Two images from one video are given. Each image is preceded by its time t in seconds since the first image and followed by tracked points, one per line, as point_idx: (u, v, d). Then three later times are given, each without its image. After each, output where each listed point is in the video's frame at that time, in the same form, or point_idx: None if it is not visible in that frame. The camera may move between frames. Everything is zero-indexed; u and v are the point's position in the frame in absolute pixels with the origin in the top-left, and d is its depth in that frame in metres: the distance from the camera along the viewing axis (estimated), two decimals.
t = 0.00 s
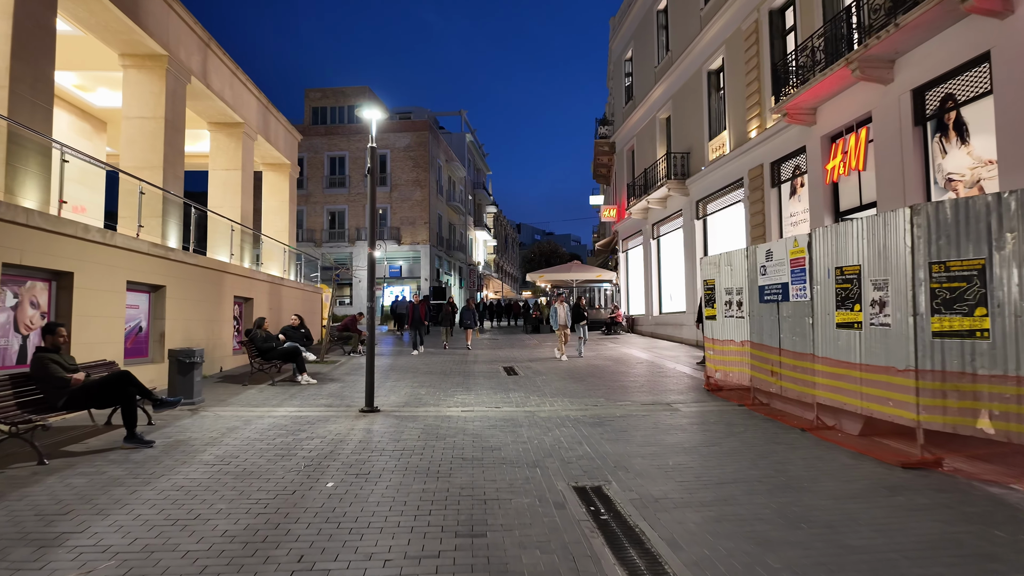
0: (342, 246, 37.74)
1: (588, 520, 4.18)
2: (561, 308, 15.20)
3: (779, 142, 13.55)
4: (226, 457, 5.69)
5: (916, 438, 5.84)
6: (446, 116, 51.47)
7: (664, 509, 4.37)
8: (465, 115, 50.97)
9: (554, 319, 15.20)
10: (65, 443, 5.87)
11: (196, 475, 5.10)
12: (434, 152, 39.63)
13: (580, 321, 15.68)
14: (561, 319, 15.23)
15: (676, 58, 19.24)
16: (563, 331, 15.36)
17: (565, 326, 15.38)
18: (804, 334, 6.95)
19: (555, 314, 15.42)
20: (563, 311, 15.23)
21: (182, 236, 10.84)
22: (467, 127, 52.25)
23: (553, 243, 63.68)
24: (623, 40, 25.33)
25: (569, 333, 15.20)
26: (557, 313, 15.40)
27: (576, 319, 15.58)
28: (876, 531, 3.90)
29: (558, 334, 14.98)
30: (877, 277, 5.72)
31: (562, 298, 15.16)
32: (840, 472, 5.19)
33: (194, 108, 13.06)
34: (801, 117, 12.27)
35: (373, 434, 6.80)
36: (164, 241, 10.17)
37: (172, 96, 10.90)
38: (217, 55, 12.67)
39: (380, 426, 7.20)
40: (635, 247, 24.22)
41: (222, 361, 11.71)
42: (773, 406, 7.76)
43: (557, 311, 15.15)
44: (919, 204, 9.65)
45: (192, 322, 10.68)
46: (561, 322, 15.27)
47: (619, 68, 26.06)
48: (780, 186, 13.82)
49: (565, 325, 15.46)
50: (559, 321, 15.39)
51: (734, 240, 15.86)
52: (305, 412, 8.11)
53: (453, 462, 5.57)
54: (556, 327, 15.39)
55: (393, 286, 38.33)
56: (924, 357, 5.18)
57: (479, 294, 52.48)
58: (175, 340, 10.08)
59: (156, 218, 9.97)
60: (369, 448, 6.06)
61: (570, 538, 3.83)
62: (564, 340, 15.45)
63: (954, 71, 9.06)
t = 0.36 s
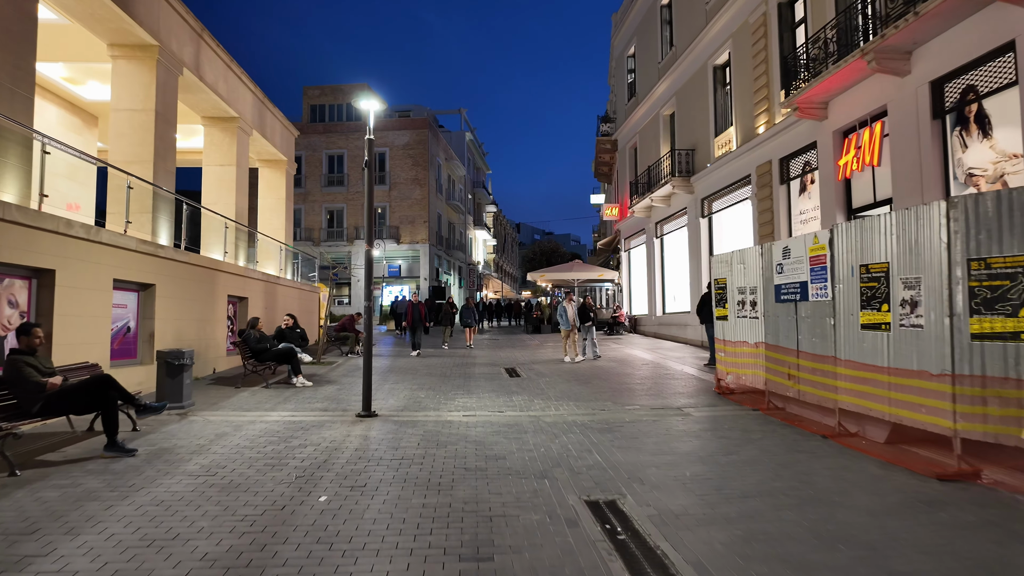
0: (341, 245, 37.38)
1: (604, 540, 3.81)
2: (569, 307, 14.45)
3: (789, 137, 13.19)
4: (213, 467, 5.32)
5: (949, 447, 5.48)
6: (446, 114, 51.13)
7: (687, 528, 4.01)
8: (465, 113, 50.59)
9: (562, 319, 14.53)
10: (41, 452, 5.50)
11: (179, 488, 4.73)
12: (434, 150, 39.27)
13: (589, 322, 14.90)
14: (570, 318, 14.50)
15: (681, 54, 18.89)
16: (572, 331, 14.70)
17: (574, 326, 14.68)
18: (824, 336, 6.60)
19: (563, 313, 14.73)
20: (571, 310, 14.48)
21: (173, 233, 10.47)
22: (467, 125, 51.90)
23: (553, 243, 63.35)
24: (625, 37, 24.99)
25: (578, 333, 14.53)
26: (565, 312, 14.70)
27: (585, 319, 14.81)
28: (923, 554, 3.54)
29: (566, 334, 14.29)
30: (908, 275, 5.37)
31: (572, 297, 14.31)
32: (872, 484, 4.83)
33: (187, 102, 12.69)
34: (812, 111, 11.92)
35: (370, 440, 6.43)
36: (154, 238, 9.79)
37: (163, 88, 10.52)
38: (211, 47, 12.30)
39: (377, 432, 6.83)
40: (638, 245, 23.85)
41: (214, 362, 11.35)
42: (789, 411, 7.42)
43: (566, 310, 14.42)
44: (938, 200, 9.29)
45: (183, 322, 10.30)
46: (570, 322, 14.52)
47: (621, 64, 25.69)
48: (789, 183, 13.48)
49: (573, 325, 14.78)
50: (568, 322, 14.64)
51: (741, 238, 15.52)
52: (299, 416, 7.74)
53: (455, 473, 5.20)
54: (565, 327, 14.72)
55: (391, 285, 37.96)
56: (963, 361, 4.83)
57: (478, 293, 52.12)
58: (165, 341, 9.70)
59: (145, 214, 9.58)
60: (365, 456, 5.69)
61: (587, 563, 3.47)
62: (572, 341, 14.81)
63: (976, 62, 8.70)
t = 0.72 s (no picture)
0: (339, 245, 37.05)
1: (618, 564, 3.48)
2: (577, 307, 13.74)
3: (796, 133, 12.88)
4: (195, 479, 4.98)
5: (979, 456, 5.16)
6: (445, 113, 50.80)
7: (707, 549, 3.69)
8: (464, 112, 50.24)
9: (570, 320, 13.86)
10: (13, 463, 5.16)
11: (157, 503, 4.39)
12: (433, 150, 38.94)
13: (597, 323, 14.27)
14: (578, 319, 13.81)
15: (684, 50, 18.57)
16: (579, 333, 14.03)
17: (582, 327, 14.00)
18: (842, 338, 6.29)
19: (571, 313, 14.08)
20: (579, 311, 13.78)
21: (162, 231, 10.13)
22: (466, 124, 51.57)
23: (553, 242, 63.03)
24: (627, 34, 24.67)
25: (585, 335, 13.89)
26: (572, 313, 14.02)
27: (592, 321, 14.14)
28: None
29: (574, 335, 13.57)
30: (937, 275, 5.05)
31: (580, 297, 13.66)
32: (900, 499, 4.51)
33: (179, 97, 12.35)
34: (821, 107, 11.60)
35: (365, 449, 6.11)
36: (142, 237, 9.46)
37: (152, 82, 10.18)
38: (203, 40, 11.95)
39: (373, 440, 6.49)
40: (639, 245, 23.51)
41: (206, 364, 11.01)
42: (804, 417, 7.11)
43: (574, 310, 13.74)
44: (954, 198, 8.98)
45: (173, 324, 9.96)
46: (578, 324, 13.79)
47: (622, 61, 25.36)
48: (796, 180, 13.17)
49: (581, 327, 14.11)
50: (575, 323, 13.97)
51: (746, 238, 15.23)
52: (291, 422, 7.40)
53: (454, 486, 4.87)
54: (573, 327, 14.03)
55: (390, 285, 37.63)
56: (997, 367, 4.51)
57: (477, 293, 51.80)
58: (154, 343, 9.36)
59: (133, 212, 9.24)
60: (358, 468, 5.36)
61: None
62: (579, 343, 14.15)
63: (994, 53, 8.37)
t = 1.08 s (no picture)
0: (336, 243, 36.68)
1: None
2: (585, 307, 13.02)
3: (804, 127, 12.50)
4: (170, 492, 4.59)
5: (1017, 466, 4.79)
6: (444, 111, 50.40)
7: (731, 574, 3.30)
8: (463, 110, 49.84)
9: (576, 321, 13.13)
10: None
11: (124, 520, 4.01)
12: (432, 148, 38.59)
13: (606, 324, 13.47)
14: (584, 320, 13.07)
15: (687, 43, 18.19)
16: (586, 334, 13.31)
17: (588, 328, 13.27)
18: (864, 338, 5.92)
19: (577, 314, 13.35)
20: (586, 311, 13.06)
21: (148, 227, 9.73)
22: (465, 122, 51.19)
23: (552, 240, 62.72)
24: (628, 28, 24.29)
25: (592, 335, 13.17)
26: (579, 313, 13.30)
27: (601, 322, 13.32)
28: None
29: (580, 335, 12.86)
30: (972, 270, 4.68)
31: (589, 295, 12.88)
32: (937, 513, 4.13)
33: (167, 88, 11.95)
34: (831, 98, 11.21)
35: (355, 456, 5.72)
36: (127, 233, 9.08)
37: (137, 72, 9.78)
38: (191, 29, 11.55)
39: (365, 446, 6.09)
40: (641, 242, 23.13)
41: (194, 365, 10.62)
42: (822, 422, 6.73)
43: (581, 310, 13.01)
44: (973, 191, 8.59)
45: (160, 323, 9.57)
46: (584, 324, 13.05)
47: (623, 56, 24.95)
48: (804, 175, 12.79)
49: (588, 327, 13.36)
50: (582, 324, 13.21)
51: (753, 235, 14.87)
52: (279, 427, 7.01)
53: (451, 499, 4.48)
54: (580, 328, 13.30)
55: (388, 284, 37.27)
56: None
57: (476, 292, 51.47)
58: (138, 344, 8.96)
59: (116, 206, 8.83)
60: (347, 478, 4.96)
61: None
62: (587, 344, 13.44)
63: (1017, 39, 7.96)
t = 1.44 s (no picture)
0: (335, 243, 36.33)
1: None
2: (595, 306, 12.34)
3: (815, 122, 12.16)
4: (148, 507, 4.24)
5: None
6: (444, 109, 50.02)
7: None
8: (463, 109, 49.48)
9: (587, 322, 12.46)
10: None
11: (95, 541, 3.66)
12: (432, 146, 38.25)
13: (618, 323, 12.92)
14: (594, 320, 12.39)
15: (691, 39, 17.85)
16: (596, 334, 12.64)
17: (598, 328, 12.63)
18: (891, 340, 5.59)
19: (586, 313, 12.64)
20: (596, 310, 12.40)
21: (138, 224, 9.39)
22: (465, 121, 50.84)
23: (552, 240, 62.38)
24: (631, 25, 23.94)
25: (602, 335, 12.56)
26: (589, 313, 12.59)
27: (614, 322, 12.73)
28: None
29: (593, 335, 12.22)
30: (1015, 268, 4.34)
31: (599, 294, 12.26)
32: (982, 532, 3.80)
33: (159, 81, 11.60)
34: (844, 92, 10.86)
35: (350, 466, 5.38)
36: (115, 230, 8.73)
37: (126, 63, 9.43)
38: (184, 20, 11.20)
39: (361, 455, 5.74)
40: (644, 242, 22.78)
41: (185, 367, 10.27)
42: (842, 428, 6.42)
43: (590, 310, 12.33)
44: (995, 187, 8.26)
45: (149, 324, 9.22)
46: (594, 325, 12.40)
47: (626, 53, 24.60)
48: (814, 172, 12.47)
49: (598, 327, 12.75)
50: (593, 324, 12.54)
51: (760, 233, 14.55)
52: (271, 434, 6.65)
53: (452, 516, 4.14)
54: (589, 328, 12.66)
55: (387, 284, 36.88)
56: None
57: (476, 293, 51.15)
58: (126, 345, 8.61)
59: (104, 202, 8.49)
60: (340, 492, 4.61)
61: None
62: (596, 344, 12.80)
63: None
